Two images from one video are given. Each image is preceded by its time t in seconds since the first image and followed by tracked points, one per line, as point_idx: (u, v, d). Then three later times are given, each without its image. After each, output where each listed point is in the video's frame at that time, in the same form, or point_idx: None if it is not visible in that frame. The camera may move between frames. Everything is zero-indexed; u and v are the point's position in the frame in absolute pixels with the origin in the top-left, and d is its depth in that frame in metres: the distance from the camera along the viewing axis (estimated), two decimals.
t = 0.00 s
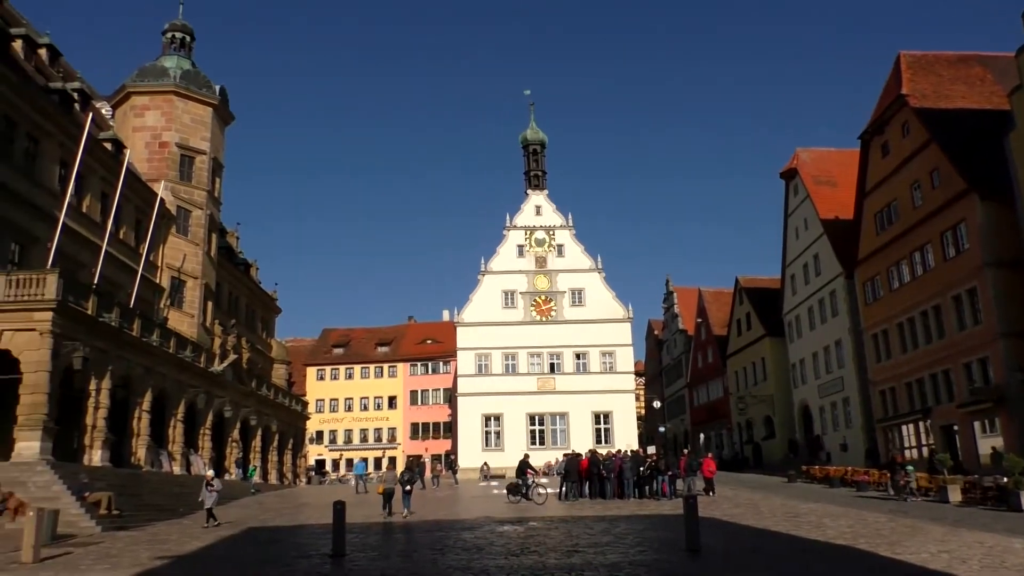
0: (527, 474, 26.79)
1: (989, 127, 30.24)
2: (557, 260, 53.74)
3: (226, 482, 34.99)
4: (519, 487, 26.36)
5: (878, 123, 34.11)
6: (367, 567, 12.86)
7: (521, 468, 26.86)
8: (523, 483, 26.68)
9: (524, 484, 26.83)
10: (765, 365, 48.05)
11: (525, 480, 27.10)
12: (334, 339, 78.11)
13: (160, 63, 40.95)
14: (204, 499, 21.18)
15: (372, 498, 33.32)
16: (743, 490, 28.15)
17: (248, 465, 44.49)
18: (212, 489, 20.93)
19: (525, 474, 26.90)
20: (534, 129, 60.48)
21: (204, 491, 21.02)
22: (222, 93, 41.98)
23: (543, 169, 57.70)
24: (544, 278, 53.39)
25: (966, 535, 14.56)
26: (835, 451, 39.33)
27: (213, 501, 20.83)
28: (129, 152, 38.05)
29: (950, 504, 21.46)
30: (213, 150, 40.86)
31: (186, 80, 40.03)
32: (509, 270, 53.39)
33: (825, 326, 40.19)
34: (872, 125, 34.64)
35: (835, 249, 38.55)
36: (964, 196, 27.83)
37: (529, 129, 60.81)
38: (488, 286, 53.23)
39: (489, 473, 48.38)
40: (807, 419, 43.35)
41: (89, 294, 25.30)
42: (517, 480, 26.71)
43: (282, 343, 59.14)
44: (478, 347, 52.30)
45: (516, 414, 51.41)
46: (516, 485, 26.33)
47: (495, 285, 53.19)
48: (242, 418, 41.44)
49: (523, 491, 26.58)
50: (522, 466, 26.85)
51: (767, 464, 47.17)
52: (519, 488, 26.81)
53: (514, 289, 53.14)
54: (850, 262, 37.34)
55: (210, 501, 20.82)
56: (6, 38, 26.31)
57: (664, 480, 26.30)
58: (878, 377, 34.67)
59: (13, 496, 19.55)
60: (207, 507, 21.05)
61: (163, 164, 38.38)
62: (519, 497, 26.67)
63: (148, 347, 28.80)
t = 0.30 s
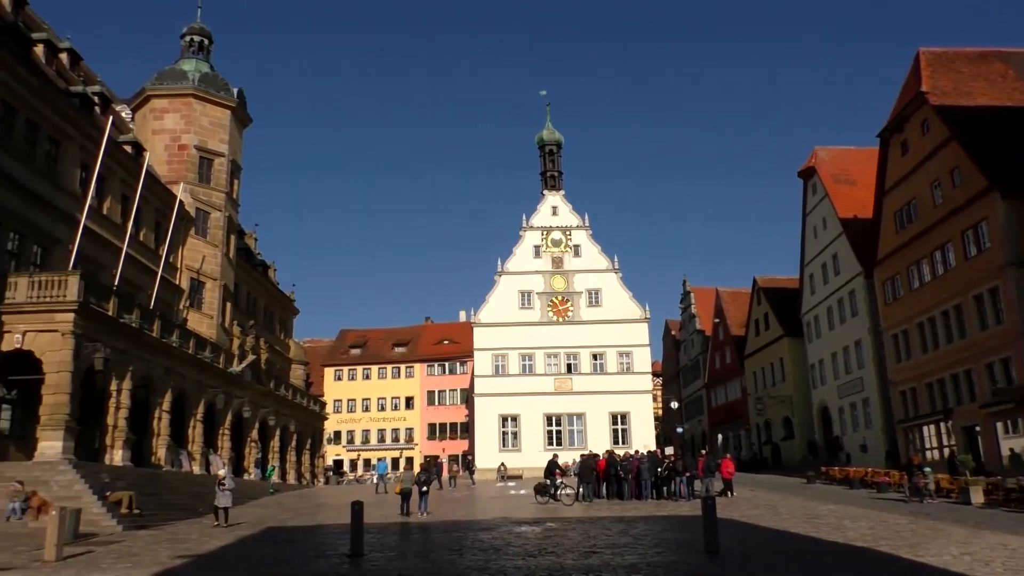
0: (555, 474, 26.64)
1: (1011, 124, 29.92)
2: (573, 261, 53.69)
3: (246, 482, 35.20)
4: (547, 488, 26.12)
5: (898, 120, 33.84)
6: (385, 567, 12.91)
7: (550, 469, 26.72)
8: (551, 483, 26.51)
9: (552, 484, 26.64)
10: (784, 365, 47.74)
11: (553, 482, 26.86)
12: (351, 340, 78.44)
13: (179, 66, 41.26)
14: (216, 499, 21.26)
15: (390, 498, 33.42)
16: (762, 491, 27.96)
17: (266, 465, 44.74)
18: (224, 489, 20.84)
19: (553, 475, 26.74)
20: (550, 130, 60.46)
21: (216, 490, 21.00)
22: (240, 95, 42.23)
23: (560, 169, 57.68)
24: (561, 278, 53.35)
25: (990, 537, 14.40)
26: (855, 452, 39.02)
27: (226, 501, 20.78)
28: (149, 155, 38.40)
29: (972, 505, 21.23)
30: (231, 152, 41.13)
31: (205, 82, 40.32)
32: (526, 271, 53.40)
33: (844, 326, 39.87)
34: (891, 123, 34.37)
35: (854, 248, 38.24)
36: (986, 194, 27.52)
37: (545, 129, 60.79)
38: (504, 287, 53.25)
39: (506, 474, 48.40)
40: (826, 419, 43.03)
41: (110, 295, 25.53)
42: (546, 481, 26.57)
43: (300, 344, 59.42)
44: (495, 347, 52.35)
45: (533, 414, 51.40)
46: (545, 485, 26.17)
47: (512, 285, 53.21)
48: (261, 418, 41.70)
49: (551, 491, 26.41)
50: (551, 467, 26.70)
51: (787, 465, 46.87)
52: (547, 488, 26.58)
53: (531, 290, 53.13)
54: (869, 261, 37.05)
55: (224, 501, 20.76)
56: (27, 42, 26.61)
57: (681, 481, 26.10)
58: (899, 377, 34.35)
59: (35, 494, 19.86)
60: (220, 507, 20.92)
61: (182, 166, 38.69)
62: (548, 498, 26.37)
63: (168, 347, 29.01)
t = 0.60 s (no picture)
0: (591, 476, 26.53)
1: None
2: (594, 260, 53.59)
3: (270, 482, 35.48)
4: (582, 489, 26.16)
5: (922, 116, 33.50)
6: (408, 567, 12.96)
7: (585, 470, 26.63)
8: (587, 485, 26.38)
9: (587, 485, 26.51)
10: (807, 364, 47.36)
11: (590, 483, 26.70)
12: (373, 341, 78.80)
13: (202, 71, 41.65)
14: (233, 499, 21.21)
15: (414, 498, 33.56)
16: (786, 492, 27.73)
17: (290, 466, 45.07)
18: (239, 489, 20.73)
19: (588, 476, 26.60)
20: (569, 130, 60.40)
21: (232, 491, 20.90)
22: (262, 99, 42.57)
23: (580, 169, 57.61)
24: (582, 278, 53.28)
25: (1019, 539, 14.20)
26: (881, 452, 38.61)
27: (241, 501, 20.67)
28: (172, 159, 38.81)
29: (1002, 506, 20.93)
30: (254, 155, 41.48)
31: (227, 86, 40.66)
32: (547, 271, 53.38)
33: (869, 325, 39.48)
34: (915, 119, 34.03)
35: (878, 246, 37.87)
36: (1012, 190, 27.15)
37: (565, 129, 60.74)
38: (525, 287, 53.26)
39: (528, 474, 48.42)
40: (851, 419, 42.61)
41: (135, 298, 25.81)
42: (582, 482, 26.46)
43: (322, 345, 59.79)
44: (516, 348, 52.38)
45: (555, 415, 51.36)
46: (581, 487, 26.11)
47: (533, 286, 53.20)
48: (284, 419, 42.01)
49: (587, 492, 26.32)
50: (586, 468, 26.84)
51: (811, 465, 46.47)
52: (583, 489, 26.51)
53: (552, 290, 53.11)
54: (894, 259, 36.67)
55: (239, 501, 20.66)
56: (54, 49, 26.98)
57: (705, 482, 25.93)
58: (925, 376, 33.96)
59: (64, 494, 20.16)
60: (234, 508, 20.84)
61: (205, 170, 39.05)
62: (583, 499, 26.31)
63: (192, 349, 29.30)
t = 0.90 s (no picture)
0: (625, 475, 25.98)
1: None
2: (614, 260, 53.46)
3: (292, 483, 35.72)
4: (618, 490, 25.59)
5: (945, 111, 33.15)
6: (430, 568, 13.00)
7: (620, 469, 26.06)
8: (622, 484, 25.83)
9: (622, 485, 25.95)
10: (829, 363, 46.96)
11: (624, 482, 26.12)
12: (393, 342, 79.07)
13: (222, 75, 42.00)
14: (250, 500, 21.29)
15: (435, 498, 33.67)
16: (809, 491, 27.55)
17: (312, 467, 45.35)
18: (257, 490, 20.84)
19: (623, 476, 26.02)
20: (587, 129, 60.26)
21: (249, 491, 20.98)
22: (282, 102, 42.86)
23: (598, 168, 57.49)
24: (601, 278, 53.16)
25: None
26: (905, 451, 38.22)
27: (259, 502, 20.78)
28: (194, 163, 39.17)
29: None
30: (274, 158, 41.78)
31: (247, 90, 40.98)
32: (566, 271, 53.32)
33: (892, 323, 39.09)
34: (938, 114, 33.69)
35: (901, 243, 37.49)
36: None
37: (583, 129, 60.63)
38: (545, 287, 53.24)
39: (549, 475, 48.40)
40: (875, 418, 42.21)
41: (158, 301, 26.09)
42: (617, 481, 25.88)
43: (343, 346, 60.07)
44: (536, 348, 52.36)
45: (575, 415, 51.29)
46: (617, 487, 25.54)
47: (552, 286, 53.17)
48: (306, 420, 42.27)
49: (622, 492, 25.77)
50: (621, 467, 26.23)
51: (834, 465, 46.09)
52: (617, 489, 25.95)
53: (572, 290, 53.04)
54: (917, 256, 36.30)
55: (256, 502, 20.76)
56: (77, 56, 27.34)
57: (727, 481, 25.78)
58: (950, 374, 33.54)
59: (90, 495, 20.42)
60: (253, 509, 20.95)
61: (226, 173, 39.38)
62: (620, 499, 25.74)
63: (215, 351, 29.56)
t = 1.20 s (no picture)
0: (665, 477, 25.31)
1: None
2: (635, 259, 53.30)
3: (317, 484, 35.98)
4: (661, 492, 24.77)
5: (970, 104, 32.75)
6: (455, 568, 13.04)
7: (659, 469, 25.26)
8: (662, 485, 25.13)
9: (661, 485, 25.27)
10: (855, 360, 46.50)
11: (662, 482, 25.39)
12: (415, 343, 79.35)
13: (243, 80, 42.36)
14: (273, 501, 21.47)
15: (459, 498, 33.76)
16: (836, 490, 27.32)
17: (337, 468, 45.67)
18: (280, 492, 20.98)
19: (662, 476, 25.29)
20: (607, 128, 60.13)
21: (272, 493, 21.14)
22: (302, 105, 43.16)
23: (618, 167, 57.32)
24: (623, 277, 53.01)
25: None
26: (933, 448, 37.75)
27: (280, 503, 20.91)
28: (217, 167, 39.52)
29: None
30: (295, 161, 42.08)
31: (268, 94, 41.31)
32: (588, 270, 53.23)
33: (918, 319, 38.64)
34: (963, 107, 33.28)
35: (927, 237, 37.04)
36: None
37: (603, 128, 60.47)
38: (567, 287, 53.15)
39: (572, 474, 48.34)
40: (902, 415, 41.74)
41: (184, 304, 26.39)
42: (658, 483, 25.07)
43: (365, 348, 60.36)
44: (558, 348, 52.31)
45: (598, 414, 51.18)
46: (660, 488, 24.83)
47: (574, 285, 53.08)
48: (330, 422, 42.52)
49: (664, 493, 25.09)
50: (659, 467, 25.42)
51: (861, 463, 45.65)
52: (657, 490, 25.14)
53: (593, 289, 52.94)
54: (943, 251, 35.85)
55: (278, 504, 20.90)
56: (101, 63, 27.69)
57: (754, 479, 25.75)
58: (979, 370, 33.05)
59: (119, 497, 20.71)
60: (275, 510, 21.10)
61: (248, 177, 39.71)
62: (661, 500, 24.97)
63: (239, 354, 29.81)
